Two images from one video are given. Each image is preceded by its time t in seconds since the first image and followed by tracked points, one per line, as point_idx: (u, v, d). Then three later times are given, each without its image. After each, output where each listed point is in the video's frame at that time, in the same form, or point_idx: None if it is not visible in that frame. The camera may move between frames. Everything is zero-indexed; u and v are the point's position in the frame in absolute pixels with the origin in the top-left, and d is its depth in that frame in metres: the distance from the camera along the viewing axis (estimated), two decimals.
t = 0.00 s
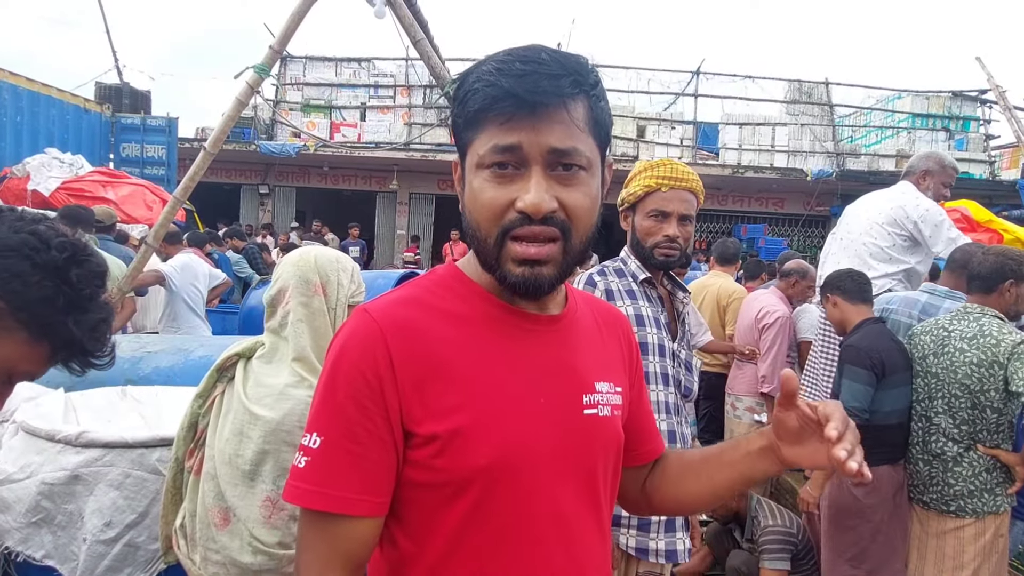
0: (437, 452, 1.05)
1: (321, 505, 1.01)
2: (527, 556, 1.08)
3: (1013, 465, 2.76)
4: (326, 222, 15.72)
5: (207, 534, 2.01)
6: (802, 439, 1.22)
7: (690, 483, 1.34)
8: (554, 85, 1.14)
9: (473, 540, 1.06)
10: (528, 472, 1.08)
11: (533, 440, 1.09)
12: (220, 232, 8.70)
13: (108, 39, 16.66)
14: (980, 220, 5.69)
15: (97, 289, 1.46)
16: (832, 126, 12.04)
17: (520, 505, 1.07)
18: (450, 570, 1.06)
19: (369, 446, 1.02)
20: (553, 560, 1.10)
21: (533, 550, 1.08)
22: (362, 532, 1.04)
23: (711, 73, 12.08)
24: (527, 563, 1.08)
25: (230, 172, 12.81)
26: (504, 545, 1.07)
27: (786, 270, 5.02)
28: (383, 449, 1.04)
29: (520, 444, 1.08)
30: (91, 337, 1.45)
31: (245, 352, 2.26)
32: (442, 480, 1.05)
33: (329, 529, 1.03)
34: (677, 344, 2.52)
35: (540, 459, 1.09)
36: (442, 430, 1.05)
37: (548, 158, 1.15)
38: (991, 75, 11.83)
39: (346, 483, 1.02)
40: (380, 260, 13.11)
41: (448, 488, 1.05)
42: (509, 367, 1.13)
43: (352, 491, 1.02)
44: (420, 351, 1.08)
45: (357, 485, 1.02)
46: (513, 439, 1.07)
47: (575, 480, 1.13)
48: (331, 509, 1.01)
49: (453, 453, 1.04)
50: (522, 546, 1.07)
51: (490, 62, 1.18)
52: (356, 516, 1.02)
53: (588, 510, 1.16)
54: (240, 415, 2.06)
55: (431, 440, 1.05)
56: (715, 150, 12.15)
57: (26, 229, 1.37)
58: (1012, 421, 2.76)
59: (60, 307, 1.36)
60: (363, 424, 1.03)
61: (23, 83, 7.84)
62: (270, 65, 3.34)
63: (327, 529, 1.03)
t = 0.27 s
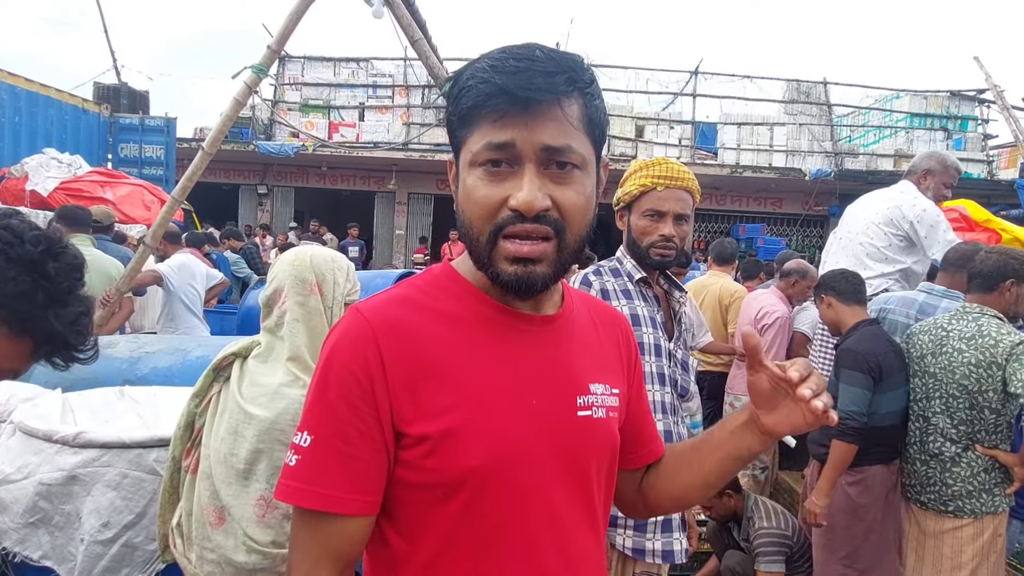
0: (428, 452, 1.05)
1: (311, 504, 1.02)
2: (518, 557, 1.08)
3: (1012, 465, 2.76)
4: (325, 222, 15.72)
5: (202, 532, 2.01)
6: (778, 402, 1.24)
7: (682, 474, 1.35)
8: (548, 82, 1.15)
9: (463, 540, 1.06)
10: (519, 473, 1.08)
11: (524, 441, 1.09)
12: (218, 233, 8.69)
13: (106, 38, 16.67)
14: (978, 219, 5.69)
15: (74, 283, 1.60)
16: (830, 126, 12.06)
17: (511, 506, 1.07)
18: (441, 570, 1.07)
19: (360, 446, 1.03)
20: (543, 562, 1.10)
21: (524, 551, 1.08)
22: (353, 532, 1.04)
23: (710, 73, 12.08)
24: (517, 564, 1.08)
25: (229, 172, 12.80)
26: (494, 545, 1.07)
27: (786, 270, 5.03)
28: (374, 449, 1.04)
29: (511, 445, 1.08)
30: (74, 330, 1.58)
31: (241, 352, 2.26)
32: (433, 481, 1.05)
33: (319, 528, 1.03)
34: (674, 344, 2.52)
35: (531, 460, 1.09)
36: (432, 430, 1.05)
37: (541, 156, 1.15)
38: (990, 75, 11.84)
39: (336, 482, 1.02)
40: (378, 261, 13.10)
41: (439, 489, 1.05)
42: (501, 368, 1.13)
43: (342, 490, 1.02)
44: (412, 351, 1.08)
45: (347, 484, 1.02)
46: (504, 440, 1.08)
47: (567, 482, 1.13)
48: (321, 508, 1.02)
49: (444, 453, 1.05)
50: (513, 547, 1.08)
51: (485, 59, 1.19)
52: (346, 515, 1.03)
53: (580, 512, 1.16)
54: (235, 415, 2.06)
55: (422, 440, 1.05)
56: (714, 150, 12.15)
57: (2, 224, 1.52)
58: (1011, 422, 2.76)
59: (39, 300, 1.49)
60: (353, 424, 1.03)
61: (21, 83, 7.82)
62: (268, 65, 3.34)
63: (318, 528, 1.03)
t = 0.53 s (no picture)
0: (425, 454, 1.05)
1: (308, 505, 1.02)
2: (515, 558, 1.08)
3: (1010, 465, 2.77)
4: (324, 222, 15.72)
5: (198, 533, 2.01)
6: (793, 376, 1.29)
7: (694, 467, 1.34)
8: (559, 90, 1.15)
9: (460, 541, 1.06)
10: (516, 476, 1.08)
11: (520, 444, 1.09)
12: (217, 234, 8.68)
13: (105, 40, 16.69)
14: (976, 219, 5.70)
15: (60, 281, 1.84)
16: (828, 126, 12.08)
17: (507, 509, 1.07)
18: (438, 571, 1.07)
19: (356, 448, 1.03)
20: (540, 564, 1.10)
21: (520, 553, 1.08)
22: (349, 533, 1.04)
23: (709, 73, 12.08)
24: (514, 566, 1.08)
25: (227, 172, 12.80)
26: (490, 547, 1.07)
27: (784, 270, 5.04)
28: (371, 451, 1.04)
29: (507, 448, 1.08)
30: (62, 326, 1.82)
31: (237, 352, 2.28)
32: (430, 483, 1.05)
33: (316, 529, 1.03)
34: (670, 343, 2.52)
35: (528, 463, 1.09)
36: (429, 432, 1.05)
37: (549, 164, 1.15)
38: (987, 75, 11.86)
39: (332, 483, 1.02)
40: (377, 261, 13.10)
41: (436, 491, 1.05)
42: (498, 370, 1.13)
43: (339, 491, 1.02)
44: (409, 353, 1.08)
45: (344, 485, 1.02)
46: (500, 443, 1.08)
47: (563, 485, 1.14)
48: (318, 509, 1.02)
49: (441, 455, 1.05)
50: (509, 549, 1.08)
51: (495, 63, 1.19)
52: (343, 517, 1.03)
53: (577, 515, 1.16)
54: (230, 415, 2.07)
55: (419, 442, 1.05)
56: (712, 150, 12.16)
57: None
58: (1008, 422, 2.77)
59: (29, 298, 1.73)
60: (350, 425, 1.03)
61: (18, 84, 7.81)
62: (266, 66, 3.34)
63: (314, 529, 1.03)
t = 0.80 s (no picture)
0: (428, 460, 1.05)
1: (312, 512, 1.02)
2: (521, 562, 1.09)
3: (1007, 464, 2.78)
4: (323, 223, 15.71)
5: (195, 534, 2.02)
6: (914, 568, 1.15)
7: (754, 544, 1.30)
8: (530, 77, 1.16)
9: (465, 547, 1.07)
10: (519, 480, 1.08)
11: (522, 448, 1.10)
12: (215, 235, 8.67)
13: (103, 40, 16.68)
14: (974, 219, 5.71)
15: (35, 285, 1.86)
16: (825, 126, 12.10)
17: (511, 513, 1.08)
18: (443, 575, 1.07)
19: (359, 454, 1.03)
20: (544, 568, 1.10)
21: (524, 558, 1.09)
22: (354, 539, 1.05)
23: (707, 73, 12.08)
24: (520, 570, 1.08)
25: (226, 173, 12.79)
26: (495, 552, 1.07)
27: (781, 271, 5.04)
28: (373, 457, 1.04)
29: (509, 452, 1.08)
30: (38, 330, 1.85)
31: (233, 353, 2.28)
32: (433, 489, 1.05)
33: (320, 536, 1.04)
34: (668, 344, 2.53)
35: (531, 467, 1.10)
36: (431, 437, 1.05)
37: (531, 151, 1.16)
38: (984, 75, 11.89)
39: (336, 490, 1.03)
40: (375, 262, 13.10)
41: (439, 496, 1.06)
42: (499, 374, 1.13)
43: (342, 498, 1.03)
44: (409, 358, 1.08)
45: (347, 491, 1.03)
46: (502, 447, 1.08)
47: (567, 488, 1.14)
48: (322, 516, 1.02)
49: (443, 460, 1.05)
50: (514, 553, 1.08)
51: (463, 64, 1.20)
52: (347, 523, 1.03)
53: (581, 517, 1.16)
54: (226, 417, 2.07)
55: (421, 448, 1.05)
56: (710, 150, 12.18)
57: None
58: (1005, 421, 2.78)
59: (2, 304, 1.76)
60: (352, 432, 1.03)
61: (16, 85, 7.80)
62: (265, 67, 3.34)
63: (319, 536, 1.04)
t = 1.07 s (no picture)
0: (429, 462, 1.05)
1: (313, 512, 1.03)
2: (523, 565, 1.09)
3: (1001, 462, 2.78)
4: (321, 223, 15.69)
5: (192, 535, 2.02)
6: None
7: None
8: (532, 84, 1.16)
9: (467, 548, 1.07)
10: (521, 483, 1.08)
11: (524, 451, 1.10)
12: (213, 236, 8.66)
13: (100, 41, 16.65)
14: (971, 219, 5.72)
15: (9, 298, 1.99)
16: (823, 126, 12.12)
17: (513, 516, 1.08)
18: None
19: (361, 455, 1.03)
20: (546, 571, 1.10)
21: (526, 560, 1.09)
22: (356, 540, 1.05)
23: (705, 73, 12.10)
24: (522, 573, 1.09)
25: (224, 174, 12.78)
26: (497, 554, 1.07)
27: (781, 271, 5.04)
28: (375, 458, 1.04)
29: (511, 455, 1.08)
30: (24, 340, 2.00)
31: (230, 353, 2.28)
32: (435, 491, 1.05)
33: (322, 536, 1.04)
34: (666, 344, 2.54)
35: (533, 471, 1.10)
36: (433, 440, 1.05)
37: (531, 158, 1.16)
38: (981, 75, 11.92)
39: (338, 491, 1.03)
40: (374, 262, 13.09)
41: (441, 498, 1.06)
42: (501, 377, 1.13)
43: (343, 498, 1.03)
44: (412, 360, 1.08)
45: (349, 492, 1.03)
46: (504, 450, 1.08)
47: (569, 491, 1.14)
48: (324, 516, 1.03)
49: (445, 463, 1.05)
50: (516, 556, 1.08)
51: (469, 65, 1.20)
52: (349, 523, 1.03)
53: (583, 521, 1.16)
54: (223, 417, 2.07)
55: (422, 450, 1.05)
56: (709, 150, 12.19)
57: None
58: (998, 419, 2.78)
59: None
60: (354, 434, 1.03)
61: (13, 85, 7.79)
62: (263, 67, 3.33)
63: (321, 537, 1.04)
